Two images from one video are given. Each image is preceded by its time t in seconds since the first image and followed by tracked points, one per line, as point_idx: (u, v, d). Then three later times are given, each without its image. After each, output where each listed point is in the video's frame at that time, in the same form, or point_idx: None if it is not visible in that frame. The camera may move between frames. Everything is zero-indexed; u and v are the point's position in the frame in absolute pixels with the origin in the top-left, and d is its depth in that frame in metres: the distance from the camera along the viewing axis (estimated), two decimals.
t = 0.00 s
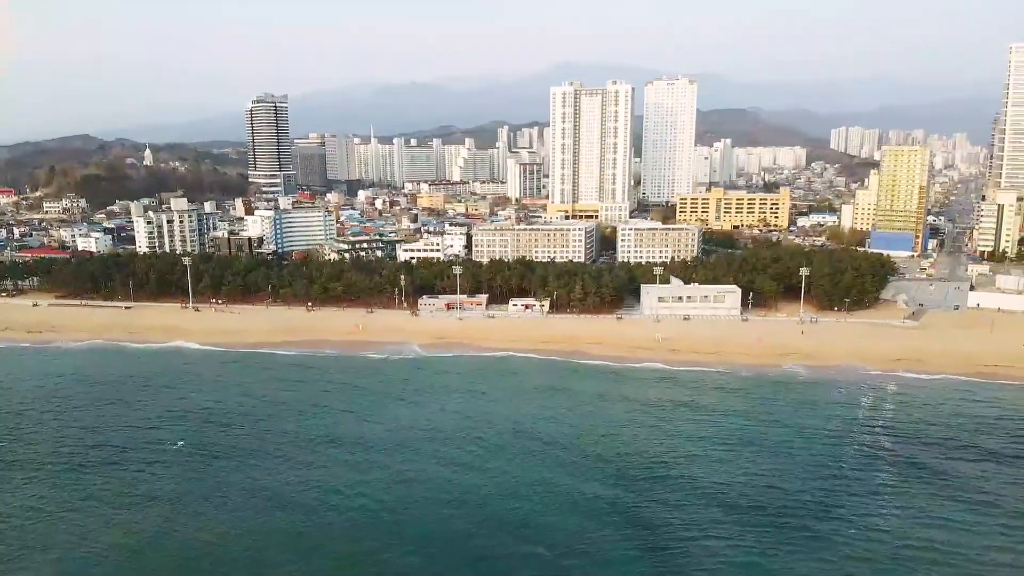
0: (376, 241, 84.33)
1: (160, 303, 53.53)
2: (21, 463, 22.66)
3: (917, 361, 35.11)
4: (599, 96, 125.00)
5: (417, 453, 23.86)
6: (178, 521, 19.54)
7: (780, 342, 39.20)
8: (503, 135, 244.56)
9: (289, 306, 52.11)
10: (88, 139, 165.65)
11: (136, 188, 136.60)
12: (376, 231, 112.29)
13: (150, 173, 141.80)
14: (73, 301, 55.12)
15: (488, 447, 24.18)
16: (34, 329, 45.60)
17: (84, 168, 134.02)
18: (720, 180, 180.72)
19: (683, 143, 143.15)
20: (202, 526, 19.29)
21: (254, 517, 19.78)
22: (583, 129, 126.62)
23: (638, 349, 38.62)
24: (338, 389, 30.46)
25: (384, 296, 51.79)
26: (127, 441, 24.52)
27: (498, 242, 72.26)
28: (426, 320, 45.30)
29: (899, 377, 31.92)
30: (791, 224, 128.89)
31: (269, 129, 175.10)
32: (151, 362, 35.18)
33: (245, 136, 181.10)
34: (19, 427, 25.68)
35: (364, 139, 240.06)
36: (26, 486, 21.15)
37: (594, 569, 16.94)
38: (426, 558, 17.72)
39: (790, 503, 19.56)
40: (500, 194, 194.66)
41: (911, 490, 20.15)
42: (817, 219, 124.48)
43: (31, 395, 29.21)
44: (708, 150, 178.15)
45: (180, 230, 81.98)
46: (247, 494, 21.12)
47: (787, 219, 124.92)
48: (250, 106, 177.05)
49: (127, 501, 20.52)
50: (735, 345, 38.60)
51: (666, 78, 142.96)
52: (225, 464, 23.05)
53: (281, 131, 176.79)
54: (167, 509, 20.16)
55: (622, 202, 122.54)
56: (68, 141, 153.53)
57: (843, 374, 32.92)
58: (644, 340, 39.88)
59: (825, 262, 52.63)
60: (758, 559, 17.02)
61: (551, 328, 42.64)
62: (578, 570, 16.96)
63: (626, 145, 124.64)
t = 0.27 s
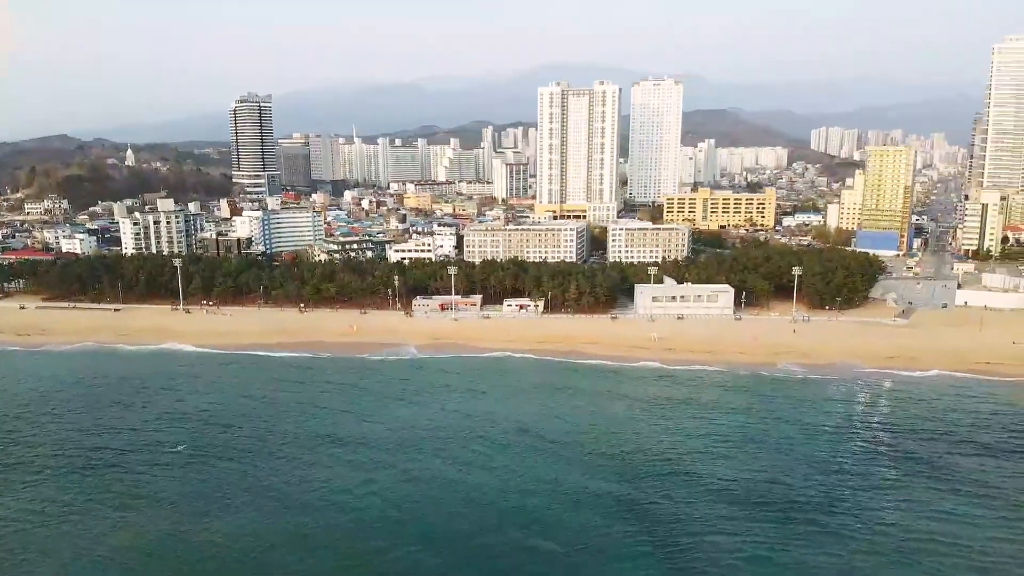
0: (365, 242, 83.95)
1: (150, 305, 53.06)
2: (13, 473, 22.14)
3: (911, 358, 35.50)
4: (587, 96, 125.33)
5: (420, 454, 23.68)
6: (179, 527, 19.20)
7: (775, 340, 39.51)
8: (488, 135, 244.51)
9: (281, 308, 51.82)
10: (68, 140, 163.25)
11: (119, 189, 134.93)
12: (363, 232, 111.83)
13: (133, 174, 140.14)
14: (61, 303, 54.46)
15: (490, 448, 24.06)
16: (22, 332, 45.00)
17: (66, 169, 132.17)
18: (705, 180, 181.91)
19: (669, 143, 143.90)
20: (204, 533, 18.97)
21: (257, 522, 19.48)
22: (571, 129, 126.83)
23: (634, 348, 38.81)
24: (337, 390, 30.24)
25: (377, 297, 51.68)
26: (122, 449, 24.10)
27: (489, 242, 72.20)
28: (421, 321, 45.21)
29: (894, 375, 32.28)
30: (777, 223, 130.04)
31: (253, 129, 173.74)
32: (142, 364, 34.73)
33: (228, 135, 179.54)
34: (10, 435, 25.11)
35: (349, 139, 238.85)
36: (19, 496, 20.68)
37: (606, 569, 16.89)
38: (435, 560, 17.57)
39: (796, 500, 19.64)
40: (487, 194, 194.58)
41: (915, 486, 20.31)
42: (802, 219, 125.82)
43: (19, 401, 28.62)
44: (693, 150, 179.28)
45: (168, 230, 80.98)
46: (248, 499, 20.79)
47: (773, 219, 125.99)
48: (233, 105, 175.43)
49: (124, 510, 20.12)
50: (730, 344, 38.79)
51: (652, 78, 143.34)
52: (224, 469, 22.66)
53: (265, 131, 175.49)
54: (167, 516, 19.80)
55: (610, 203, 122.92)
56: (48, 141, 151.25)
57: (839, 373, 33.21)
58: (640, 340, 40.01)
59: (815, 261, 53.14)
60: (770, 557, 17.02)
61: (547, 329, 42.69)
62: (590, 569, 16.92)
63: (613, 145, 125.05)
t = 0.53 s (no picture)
0: (353, 243, 83.51)
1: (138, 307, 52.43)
2: (11, 479, 21.69)
3: (902, 355, 36.10)
4: (571, 97, 125.59)
5: (424, 455, 23.58)
6: (183, 535, 18.83)
7: (767, 338, 39.98)
8: (469, 136, 244.22)
9: (271, 309, 51.43)
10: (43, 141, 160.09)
11: (98, 190, 132.73)
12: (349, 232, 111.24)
13: (112, 175, 137.95)
14: (46, 306, 53.60)
15: (494, 448, 24.01)
16: (9, 335, 44.26)
17: (43, 169, 129.75)
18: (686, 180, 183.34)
19: (653, 144, 144.81)
20: (209, 540, 18.62)
21: (264, 527, 19.20)
22: (556, 129, 127.04)
23: (629, 347, 39.10)
24: (334, 391, 30.05)
25: (369, 297, 51.57)
26: (117, 454, 23.64)
27: (479, 243, 72.11)
28: (415, 322, 45.19)
29: (888, 371, 32.85)
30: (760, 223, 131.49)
31: (233, 129, 172.01)
32: (133, 367, 34.19)
33: (208, 135, 177.47)
34: (4, 441, 24.59)
35: (330, 139, 237.18)
36: (20, 504, 20.27)
37: (621, 568, 16.86)
38: (449, 562, 17.43)
39: (804, 496, 19.77)
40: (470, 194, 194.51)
41: (919, 481, 20.56)
42: (785, 219, 127.39)
43: (7, 407, 27.93)
44: (675, 150, 180.75)
45: (152, 232, 79.74)
46: (252, 503, 20.47)
47: (756, 218, 127.33)
48: (214, 105, 173.61)
49: (125, 517, 19.68)
50: (724, 342, 39.17)
51: (635, 79, 145.53)
52: (224, 474, 22.31)
53: (246, 131, 173.77)
54: (169, 523, 19.41)
55: (595, 203, 123.42)
56: (23, 142, 148.22)
57: (834, 370, 33.69)
58: (635, 339, 40.30)
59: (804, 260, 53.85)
60: (784, 553, 17.10)
61: (541, 329, 42.84)
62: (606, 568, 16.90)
63: (598, 145, 125.51)
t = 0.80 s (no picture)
0: (342, 243, 83.07)
1: (126, 309, 51.81)
2: (14, 486, 21.40)
3: (894, 351, 36.50)
4: (557, 97, 125.79)
5: (427, 457, 23.44)
6: (187, 544, 18.45)
7: (761, 337, 40.35)
8: (451, 135, 244.00)
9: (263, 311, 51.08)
10: (18, 140, 156.83)
11: (76, 191, 130.38)
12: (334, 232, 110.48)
13: (91, 175, 135.60)
14: (31, 308, 52.75)
15: (498, 449, 23.94)
16: None
17: (20, 170, 127.20)
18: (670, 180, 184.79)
19: (637, 145, 145.52)
20: (214, 549, 18.27)
21: (270, 535, 18.89)
22: (542, 129, 127.11)
23: (624, 346, 39.38)
24: (332, 393, 29.82)
25: (362, 298, 51.47)
26: (114, 462, 23.18)
27: (469, 242, 72.07)
28: (409, 323, 45.13)
29: (880, 369, 33.35)
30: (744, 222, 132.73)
31: (215, 128, 170.18)
32: (125, 371, 33.66)
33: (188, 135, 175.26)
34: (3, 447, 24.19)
35: (312, 139, 235.57)
36: (25, 511, 20.02)
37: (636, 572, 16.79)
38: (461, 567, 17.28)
39: (810, 496, 19.87)
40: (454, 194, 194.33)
41: (922, 479, 20.74)
42: (769, 219, 128.82)
43: None
44: (659, 150, 181.97)
45: (136, 233, 78.44)
46: (255, 510, 20.15)
47: (741, 218, 128.47)
48: (195, 104, 171.61)
49: (125, 527, 19.26)
50: (717, 341, 39.55)
51: (620, 80, 146.34)
52: (225, 480, 21.96)
53: (227, 131, 172.03)
54: (171, 533, 19.02)
55: (581, 202, 123.75)
56: None
57: (827, 368, 34.08)
58: (630, 338, 40.50)
59: (793, 259, 54.43)
60: (797, 554, 17.11)
61: (535, 329, 42.96)
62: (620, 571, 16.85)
63: (584, 146, 125.81)
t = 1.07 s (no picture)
0: (332, 244, 82.72)
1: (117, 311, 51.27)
2: (23, 494, 21.26)
3: (887, 349, 37.02)
4: (544, 97, 125.97)
5: (436, 459, 23.28)
6: (197, 555, 18.09)
7: (756, 335, 40.73)
8: (435, 135, 243.72)
9: (255, 312, 50.74)
10: None
11: (57, 192, 128.36)
12: (321, 232, 109.88)
13: (72, 176, 133.59)
14: (19, 311, 52.01)
15: (506, 450, 23.83)
16: None
17: None
18: (655, 180, 186.00)
19: (623, 145, 146.24)
20: (226, 558, 17.92)
21: (282, 544, 18.56)
22: (530, 130, 127.25)
23: (621, 346, 39.56)
24: (334, 396, 29.57)
25: (356, 298, 51.34)
26: (116, 474, 22.73)
27: (460, 242, 72.06)
28: (405, 324, 45.10)
29: (874, 366, 33.86)
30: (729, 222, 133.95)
31: (198, 129, 168.42)
32: (120, 376, 33.15)
33: (171, 135, 173.26)
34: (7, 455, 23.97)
35: (295, 139, 234.01)
36: (36, 519, 19.90)
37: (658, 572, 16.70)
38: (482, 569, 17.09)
39: (823, 493, 19.92)
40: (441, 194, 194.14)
41: (923, 470, 21.23)
42: (754, 219, 130.18)
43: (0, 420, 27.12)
44: (644, 150, 183.08)
45: (122, 235, 77.40)
46: (265, 519, 19.82)
47: (727, 218, 129.54)
48: (178, 103, 169.87)
49: (132, 539, 18.85)
50: (713, 339, 39.86)
51: (606, 80, 147.00)
52: (232, 489, 21.60)
53: (210, 131, 170.39)
54: (181, 544, 18.64)
55: (569, 202, 124.09)
56: None
57: (822, 366, 34.50)
58: (627, 338, 40.74)
59: (784, 258, 55.02)
60: (815, 549, 17.23)
61: (531, 328, 43.11)
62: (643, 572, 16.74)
63: (571, 146, 126.21)
